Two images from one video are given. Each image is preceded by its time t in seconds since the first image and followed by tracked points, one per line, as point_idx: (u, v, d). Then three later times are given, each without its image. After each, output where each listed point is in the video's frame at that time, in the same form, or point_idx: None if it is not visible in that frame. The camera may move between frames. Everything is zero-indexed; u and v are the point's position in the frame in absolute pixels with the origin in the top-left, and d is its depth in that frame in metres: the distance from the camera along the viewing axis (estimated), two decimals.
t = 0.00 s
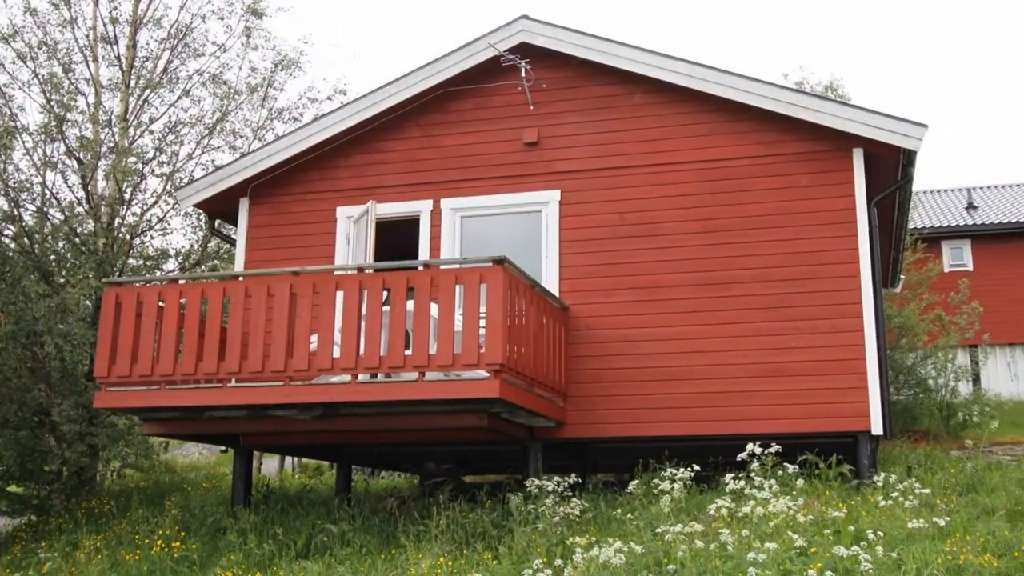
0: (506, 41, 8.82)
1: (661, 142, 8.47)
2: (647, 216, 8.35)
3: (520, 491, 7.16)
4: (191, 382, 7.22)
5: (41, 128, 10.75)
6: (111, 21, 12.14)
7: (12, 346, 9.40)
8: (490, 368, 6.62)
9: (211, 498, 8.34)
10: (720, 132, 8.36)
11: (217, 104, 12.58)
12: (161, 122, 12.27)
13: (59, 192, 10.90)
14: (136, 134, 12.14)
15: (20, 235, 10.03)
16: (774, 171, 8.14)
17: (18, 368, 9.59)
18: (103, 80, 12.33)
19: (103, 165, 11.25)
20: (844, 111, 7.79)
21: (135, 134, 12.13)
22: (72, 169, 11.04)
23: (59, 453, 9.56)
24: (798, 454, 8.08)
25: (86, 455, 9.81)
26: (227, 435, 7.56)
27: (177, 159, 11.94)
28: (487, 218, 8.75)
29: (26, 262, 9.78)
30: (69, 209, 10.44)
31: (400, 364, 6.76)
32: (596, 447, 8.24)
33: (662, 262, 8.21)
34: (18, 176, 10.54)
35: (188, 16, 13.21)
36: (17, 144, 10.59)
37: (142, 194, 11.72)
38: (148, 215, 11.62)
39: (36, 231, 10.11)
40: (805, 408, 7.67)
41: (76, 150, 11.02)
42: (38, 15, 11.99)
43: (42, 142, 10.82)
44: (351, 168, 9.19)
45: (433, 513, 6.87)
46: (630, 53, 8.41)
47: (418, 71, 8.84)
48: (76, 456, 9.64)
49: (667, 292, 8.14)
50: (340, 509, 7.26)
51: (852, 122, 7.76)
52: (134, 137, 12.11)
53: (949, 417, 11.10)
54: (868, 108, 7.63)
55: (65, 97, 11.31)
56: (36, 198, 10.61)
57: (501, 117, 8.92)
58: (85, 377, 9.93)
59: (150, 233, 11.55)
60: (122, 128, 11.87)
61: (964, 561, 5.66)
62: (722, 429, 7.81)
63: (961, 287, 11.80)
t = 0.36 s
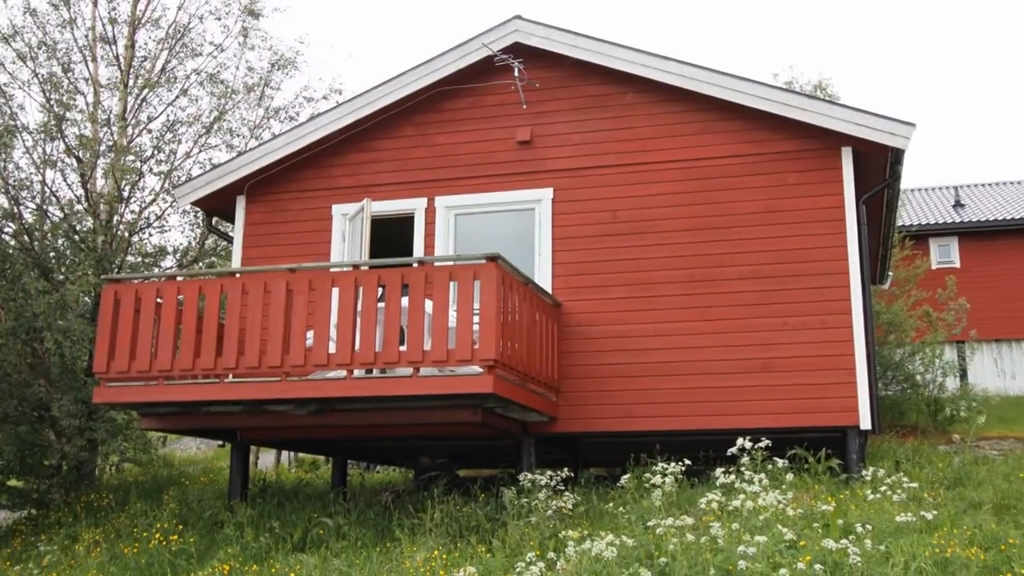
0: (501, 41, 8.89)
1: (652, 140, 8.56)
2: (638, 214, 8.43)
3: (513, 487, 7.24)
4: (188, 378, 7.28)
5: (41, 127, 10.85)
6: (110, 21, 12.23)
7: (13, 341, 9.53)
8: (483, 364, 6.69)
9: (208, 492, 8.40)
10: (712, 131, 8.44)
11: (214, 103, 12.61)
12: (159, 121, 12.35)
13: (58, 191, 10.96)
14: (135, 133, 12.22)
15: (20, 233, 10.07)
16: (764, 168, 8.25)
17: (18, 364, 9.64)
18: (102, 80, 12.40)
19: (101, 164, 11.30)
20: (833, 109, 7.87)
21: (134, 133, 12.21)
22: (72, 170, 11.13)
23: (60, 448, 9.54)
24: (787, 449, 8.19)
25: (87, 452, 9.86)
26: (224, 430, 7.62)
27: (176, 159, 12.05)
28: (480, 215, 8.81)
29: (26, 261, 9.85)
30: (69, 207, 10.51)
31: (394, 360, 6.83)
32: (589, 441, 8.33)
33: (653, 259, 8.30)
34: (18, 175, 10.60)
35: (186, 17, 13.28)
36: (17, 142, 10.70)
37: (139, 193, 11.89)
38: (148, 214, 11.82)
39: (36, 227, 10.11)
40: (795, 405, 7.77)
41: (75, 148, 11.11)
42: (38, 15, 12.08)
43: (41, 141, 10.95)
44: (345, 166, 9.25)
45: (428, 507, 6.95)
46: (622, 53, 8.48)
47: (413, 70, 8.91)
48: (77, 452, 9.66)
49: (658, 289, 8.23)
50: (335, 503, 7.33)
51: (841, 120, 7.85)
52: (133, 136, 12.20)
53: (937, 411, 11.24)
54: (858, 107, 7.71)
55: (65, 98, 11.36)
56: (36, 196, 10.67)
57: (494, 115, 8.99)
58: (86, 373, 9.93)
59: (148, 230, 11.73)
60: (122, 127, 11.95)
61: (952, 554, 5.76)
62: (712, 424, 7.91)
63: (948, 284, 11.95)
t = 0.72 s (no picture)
0: (495, 40, 8.95)
1: (645, 138, 8.64)
2: (630, 211, 8.52)
3: (507, 481, 7.32)
4: (186, 373, 7.33)
5: (40, 127, 11.14)
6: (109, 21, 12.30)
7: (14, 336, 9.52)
8: (477, 360, 6.76)
9: (206, 486, 8.46)
10: (704, 129, 8.53)
11: (210, 102, 12.63)
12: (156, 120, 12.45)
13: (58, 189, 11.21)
14: (134, 132, 12.33)
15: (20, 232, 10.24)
16: (755, 166, 8.34)
17: (18, 361, 9.61)
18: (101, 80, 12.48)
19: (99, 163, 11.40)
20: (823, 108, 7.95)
21: (133, 132, 12.33)
22: (73, 169, 11.25)
23: (58, 442, 9.65)
24: (777, 443, 8.29)
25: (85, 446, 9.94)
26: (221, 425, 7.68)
27: (175, 157, 12.14)
28: (475, 212, 8.88)
29: (26, 258, 9.83)
30: (68, 205, 10.79)
31: (389, 356, 6.89)
32: (581, 436, 8.42)
33: (645, 257, 8.39)
34: (18, 172, 10.76)
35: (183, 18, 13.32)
36: (17, 141, 10.83)
37: (140, 191, 11.98)
38: (147, 212, 11.91)
39: (35, 225, 10.32)
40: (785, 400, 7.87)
41: (74, 147, 11.35)
42: (38, 15, 12.11)
43: (41, 140, 11.23)
44: (340, 164, 9.31)
45: (423, 501, 7.03)
46: (614, 54, 8.55)
47: (408, 69, 8.97)
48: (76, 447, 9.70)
49: (650, 286, 8.32)
50: (331, 497, 7.40)
51: (831, 119, 7.94)
52: (132, 134, 12.32)
53: (924, 407, 11.38)
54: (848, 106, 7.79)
55: (63, 97, 11.63)
56: (35, 194, 10.78)
57: (488, 114, 9.05)
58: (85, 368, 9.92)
59: (147, 228, 11.79)
60: (121, 126, 12.09)
61: (939, 547, 5.85)
62: (704, 420, 8.00)
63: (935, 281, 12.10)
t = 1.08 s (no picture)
0: (489, 40, 9.02)
1: (637, 136, 8.72)
2: (623, 209, 8.60)
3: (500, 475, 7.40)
4: (183, 369, 7.39)
5: (40, 125, 11.30)
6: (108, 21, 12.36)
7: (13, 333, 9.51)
8: (472, 356, 6.83)
9: (203, 480, 8.53)
10: (696, 127, 8.61)
11: (208, 101, 12.66)
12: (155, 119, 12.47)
13: (58, 186, 11.38)
14: (133, 131, 12.36)
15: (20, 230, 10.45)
16: (747, 164, 8.43)
17: (18, 356, 9.67)
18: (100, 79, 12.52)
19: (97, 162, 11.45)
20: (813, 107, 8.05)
21: (132, 131, 12.34)
22: (73, 168, 11.42)
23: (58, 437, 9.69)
24: (767, 438, 8.40)
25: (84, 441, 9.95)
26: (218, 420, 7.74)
27: (174, 156, 12.17)
28: (468, 209, 8.95)
29: (26, 254, 9.89)
30: (69, 203, 10.89)
31: (384, 351, 6.95)
32: (574, 431, 8.51)
33: (637, 254, 8.47)
34: (19, 171, 10.98)
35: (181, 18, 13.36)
36: (17, 140, 10.98)
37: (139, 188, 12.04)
38: (145, 210, 11.96)
39: (35, 223, 10.57)
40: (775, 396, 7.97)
41: (74, 145, 11.46)
42: (37, 16, 12.16)
43: (41, 139, 11.38)
44: (335, 162, 9.37)
45: (417, 495, 7.11)
46: (607, 54, 8.62)
47: (403, 69, 9.03)
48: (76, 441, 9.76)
49: (642, 282, 8.40)
50: (326, 491, 7.47)
51: (821, 118, 8.04)
52: (131, 133, 12.34)
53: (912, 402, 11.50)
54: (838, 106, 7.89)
55: (63, 97, 11.77)
56: (35, 192, 11.04)
57: (482, 112, 9.12)
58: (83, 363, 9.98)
59: (145, 226, 11.85)
60: (118, 125, 12.09)
61: (927, 540, 5.94)
62: (695, 415, 8.10)
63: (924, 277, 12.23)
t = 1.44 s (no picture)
0: (484, 40, 9.09)
1: (630, 134, 8.80)
2: (615, 207, 8.68)
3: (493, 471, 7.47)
4: (181, 365, 7.45)
5: (40, 123, 11.32)
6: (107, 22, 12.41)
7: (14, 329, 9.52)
8: (465, 352, 6.90)
9: (201, 474, 8.59)
10: (687, 126, 8.70)
11: (206, 100, 12.69)
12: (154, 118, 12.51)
13: (58, 184, 11.47)
14: (132, 130, 12.40)
15: (20, 228, 10.39)
16: (738, 162, 8.52)
17: (19, 352, 9.67)
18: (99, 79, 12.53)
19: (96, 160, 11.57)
20: (802, 108, 8.15)
21: (132, 130, 12.40)
22: (72, 166, 11.51)
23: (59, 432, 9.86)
24: (757, 433, 8.50)
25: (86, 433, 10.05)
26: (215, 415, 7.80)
27: (172, 155, 12.23)
28: (462, 206, 9.02)
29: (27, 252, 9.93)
30: (68, 201, 10.94)
31: (379, 347, 7.02)
32: (566, 425, 8.61)
33: (629, 252, 8.56)
34: (18, 169, 11.04)
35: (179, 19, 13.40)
36: (17, 139, 11.11)
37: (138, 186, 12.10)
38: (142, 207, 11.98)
39: (35, 221, 10.48)
40: (765, 391, 8.06)
41: (73, 144, 11.49)
42: (37, 16, 12.21)
43: (41, 138, 11.40)
44: (330, 160, 9.43)
45: (412, 489, 7.19)
46: (599, 53, 8.71)
47: (398, 70, 9.10)
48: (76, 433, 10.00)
49: (634, 279, 8.49)
50: (322, 487, 7.54)
51: (809, 117, 8.15)
52: (130, 132, 12.39)
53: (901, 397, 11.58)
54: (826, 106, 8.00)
55: (62, 96, 11.83)
56: (36, 189, 11.15)
57: (476, 111, 9.19)
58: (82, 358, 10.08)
59: (144, 224, 11.91)
60: (117, 124, 12.15)
61: (915, 534, 6.04)
62: (687, 410, 8.19)
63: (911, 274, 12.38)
